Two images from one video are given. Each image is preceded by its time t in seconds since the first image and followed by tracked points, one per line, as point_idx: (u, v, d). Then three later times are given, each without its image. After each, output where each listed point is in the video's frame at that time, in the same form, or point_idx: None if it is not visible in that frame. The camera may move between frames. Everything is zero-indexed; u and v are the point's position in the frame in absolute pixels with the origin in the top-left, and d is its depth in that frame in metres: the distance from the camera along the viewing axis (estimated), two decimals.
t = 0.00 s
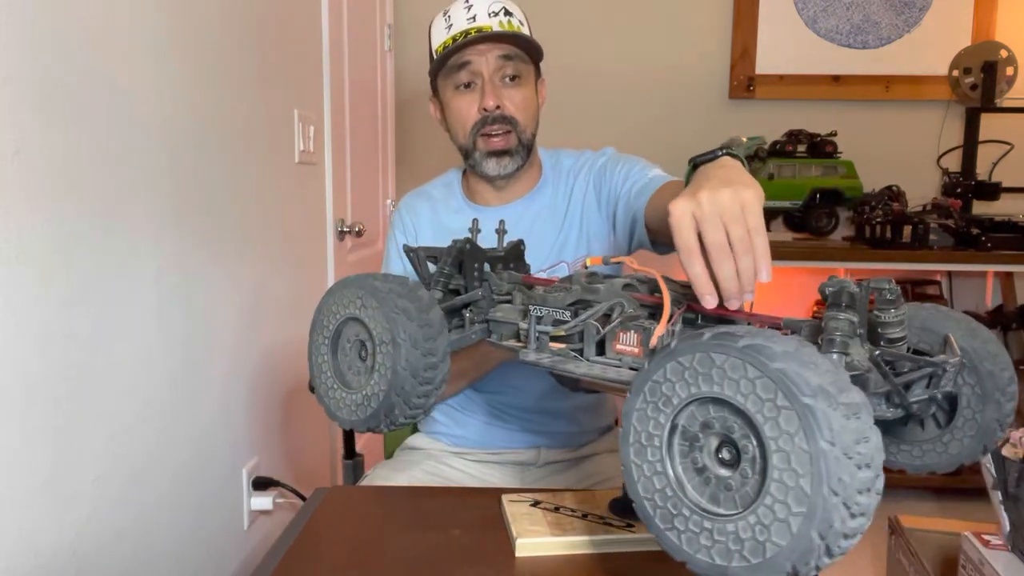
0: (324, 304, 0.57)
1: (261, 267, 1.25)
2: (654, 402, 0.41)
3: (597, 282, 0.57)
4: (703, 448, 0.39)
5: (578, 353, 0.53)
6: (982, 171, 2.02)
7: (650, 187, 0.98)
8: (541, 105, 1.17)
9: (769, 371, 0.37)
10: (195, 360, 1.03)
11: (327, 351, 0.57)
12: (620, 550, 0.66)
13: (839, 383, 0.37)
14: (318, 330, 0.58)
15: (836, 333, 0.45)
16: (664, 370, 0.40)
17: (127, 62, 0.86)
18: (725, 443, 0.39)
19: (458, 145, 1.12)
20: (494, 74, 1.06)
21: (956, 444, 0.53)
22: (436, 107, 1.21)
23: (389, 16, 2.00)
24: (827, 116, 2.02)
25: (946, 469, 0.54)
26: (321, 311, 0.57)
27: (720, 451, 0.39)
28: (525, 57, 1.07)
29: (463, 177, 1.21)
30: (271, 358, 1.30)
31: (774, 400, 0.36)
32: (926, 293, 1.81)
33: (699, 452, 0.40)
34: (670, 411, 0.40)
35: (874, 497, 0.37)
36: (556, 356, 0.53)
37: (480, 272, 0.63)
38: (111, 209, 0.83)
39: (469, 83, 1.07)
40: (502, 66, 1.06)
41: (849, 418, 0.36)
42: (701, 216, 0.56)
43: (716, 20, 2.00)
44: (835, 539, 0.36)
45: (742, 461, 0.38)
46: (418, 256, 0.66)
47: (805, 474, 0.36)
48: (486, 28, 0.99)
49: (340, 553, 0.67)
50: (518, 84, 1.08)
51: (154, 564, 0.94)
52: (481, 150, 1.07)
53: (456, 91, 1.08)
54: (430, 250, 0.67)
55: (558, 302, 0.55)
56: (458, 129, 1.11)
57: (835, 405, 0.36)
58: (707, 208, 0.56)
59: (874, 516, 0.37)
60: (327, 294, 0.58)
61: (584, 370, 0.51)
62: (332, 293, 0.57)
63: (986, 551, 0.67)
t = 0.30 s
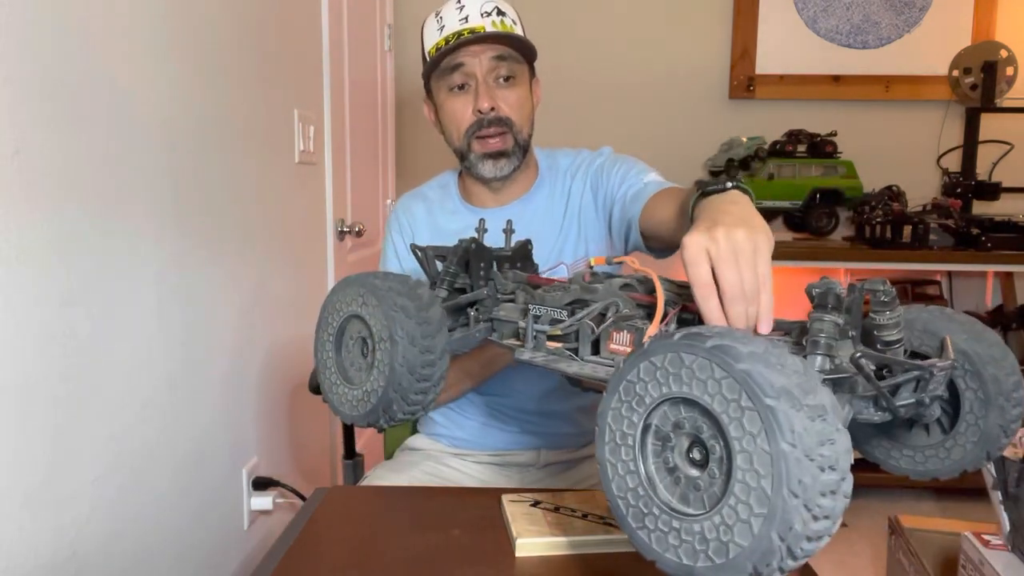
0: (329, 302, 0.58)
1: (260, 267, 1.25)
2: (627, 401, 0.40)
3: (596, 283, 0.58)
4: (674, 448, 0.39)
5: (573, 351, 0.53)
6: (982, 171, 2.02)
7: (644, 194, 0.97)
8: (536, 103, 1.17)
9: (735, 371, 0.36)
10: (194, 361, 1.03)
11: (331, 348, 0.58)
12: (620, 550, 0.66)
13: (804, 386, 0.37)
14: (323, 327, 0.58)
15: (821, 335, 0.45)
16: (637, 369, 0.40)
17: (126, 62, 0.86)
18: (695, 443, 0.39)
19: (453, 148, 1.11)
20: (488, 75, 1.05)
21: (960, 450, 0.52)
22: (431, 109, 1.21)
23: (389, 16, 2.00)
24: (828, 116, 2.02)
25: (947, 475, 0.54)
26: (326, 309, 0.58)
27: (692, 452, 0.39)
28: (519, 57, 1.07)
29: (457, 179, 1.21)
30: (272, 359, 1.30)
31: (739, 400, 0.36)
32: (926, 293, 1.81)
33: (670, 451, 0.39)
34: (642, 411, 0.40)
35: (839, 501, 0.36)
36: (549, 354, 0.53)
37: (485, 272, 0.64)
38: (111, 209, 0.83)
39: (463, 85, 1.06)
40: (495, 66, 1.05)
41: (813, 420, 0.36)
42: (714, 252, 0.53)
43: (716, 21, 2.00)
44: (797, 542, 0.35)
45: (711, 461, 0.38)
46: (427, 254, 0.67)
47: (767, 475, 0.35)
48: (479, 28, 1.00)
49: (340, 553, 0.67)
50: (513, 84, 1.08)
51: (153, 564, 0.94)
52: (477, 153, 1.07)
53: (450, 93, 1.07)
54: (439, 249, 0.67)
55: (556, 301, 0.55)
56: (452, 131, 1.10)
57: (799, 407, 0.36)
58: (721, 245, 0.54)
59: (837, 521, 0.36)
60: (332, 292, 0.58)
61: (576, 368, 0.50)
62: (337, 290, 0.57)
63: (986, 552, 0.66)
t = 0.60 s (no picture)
0: (330, 302, 0.58)
1: (260, 268, 1.25)
2: (623, 400, 0.41)
3: (597, 283, 0.58)
4: (670, 447, 0.40)
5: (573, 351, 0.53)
6: (982, 170, 2.01)
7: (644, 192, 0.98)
8: (532, 100, 1.17)
9: (729, 369, 0.37)
10: (194, 361, 1.03)
11: (331, 348, 0.58)
12: (620, 550, 0.66)
13: (799, 385, 0.37)
14: (323, 327, 0.58)
15: (819, 334, 0.45)
16: (633, 368, 0.40)
17: (126, 61, 0.86)
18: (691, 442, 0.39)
19: (450, 146, 1.10)
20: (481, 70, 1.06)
21: (960, 451, 0.52)
22: (426, 111, 1.22)
23: (389, 16, 2.00)
24: (828, 116, 2.02)
25: (947, 475, 0.54)
26: (326, 309, 0.58)
27: (687, 450, 0.39)
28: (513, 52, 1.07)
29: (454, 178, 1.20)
30: (272, 359, 1.30)
31: (732, 398, 0.36)
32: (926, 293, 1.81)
33: (665, 450, 0.40)
34: (638, 410, 0.40)
35: (833, 499, 0.36)
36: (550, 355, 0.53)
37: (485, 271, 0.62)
38: (112, 209, 0.83)
39: (457, 80, 1.07)
40: (488, 61, 1.06)
41: (806, 419, 0.36)
42: (702, 163, 0.57)
43: (716, 21, 2.00)
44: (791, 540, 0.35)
45: (706, 459, 0.38)
46: (428, 255, 0.67)
47: (760, 472, 0.35)
48: (468, 23, 1.02)
49: (340, 553, 0.67)
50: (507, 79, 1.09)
51: (152, 564, 0.94)
52: (473, 147, 1.06)
53: (444, 89, 1.08)
54: (441, 249, 0.68)
55: (556, 301, 0.55)
56: (450, 129, 1.10)
57: (792, 406, 0.36)
58: (709, 156, 0.57)
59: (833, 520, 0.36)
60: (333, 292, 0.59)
61: (572, 368, 0.51)
62: (337, 290, 0.58)
63: (986, 552, 0.66)
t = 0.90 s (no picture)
0: (327, 327, 0.60)
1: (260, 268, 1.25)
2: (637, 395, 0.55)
3: (608, 287, 0.59)
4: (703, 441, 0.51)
5: (610, 356, 0.54)
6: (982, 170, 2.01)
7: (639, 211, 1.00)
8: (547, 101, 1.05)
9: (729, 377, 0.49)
10: (193, 361, 1.02)
11: (328, 376, 0.60)
12: (620, 551, 0.66)
13: (808, 393, 0.44)
14: (321, 354, 0.60)
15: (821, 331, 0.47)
16: (637, 370, 0.53)
17: (125, 61, 0.86)
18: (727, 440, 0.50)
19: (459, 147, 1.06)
20: (477, 77, 1.01)
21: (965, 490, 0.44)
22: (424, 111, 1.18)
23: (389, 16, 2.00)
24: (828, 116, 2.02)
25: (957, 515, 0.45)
26: (323, 335, 0.60)
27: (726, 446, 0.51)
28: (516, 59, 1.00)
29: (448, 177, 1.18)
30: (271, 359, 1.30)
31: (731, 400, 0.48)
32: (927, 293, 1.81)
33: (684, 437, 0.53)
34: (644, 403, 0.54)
35: (836, 495, 0.44)
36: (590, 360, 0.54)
37: (485, 270, 0.65)
38: (111, 209, 0.83)
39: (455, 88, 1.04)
40: (484, 68, 1.00)
41: (802, 420, 0.44)
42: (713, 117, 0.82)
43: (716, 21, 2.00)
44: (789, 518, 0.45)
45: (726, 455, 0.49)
46: (434, 250, 0.68)
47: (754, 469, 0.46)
48: (467, 35, 0.99)
49: (340, 553, 0.67)
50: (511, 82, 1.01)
51: (151, 563, 0.93)
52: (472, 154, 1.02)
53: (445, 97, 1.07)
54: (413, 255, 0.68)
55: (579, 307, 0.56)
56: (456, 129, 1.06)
57: (788, 408, 0.44)
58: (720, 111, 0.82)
59: (834, 509, 0.44)
60: (327, 319, 0.60)
61: (637, 376, 0.52)
62: (336, 316, 0.60)
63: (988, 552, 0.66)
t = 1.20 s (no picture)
0: (321, 317, 0.56)
1: (261, 267, 1.25)
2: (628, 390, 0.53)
3: (605, 284, 0.58)
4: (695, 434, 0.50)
5: (597, 356, 0.53)
6: (982, 171, 2.01)
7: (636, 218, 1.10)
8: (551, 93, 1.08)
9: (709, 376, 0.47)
10: (194, 361, 1.03)
11: (321, 367, 0.56)
12: (618, 551, 0.66)
13: (764, 394, 0.42)
14: (314, 344, 0.56)
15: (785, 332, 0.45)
16: (622, 369, 0.52)
17: (126, 61, 0.86)
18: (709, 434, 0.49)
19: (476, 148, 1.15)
20: (480, 86, 1.07)
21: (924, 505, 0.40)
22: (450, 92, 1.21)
23: (389, 16, 2.00)
24: (828, 116, 2.02)
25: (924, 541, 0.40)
26: (316, 324, 0.56)
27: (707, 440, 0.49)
28: (518, 67, 1.04)
29: (455, 176, 1.22)
30: (272, 359, 1.31)
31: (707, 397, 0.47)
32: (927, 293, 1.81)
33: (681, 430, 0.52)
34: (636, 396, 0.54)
35: (792, 500, 0.42)
36: (575, 360, 0.53)
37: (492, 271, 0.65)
38: (112, 210, 0.83)
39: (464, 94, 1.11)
40: (485, 77, 1.06)
41: (756, 421, 0.43)
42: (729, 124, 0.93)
43: (716, 20, 2.00)
44: (744, 520, 0.44)
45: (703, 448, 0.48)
46: (438, 248, 0.63)
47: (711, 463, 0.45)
48: (467, 43, 1.04)
49: (338, 553, 0.67)
50: (512, 90, 1.06)
51: (152, 563, 0.94)
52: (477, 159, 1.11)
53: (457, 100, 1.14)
54: (402, 254, 0.66)
55: (568, 307, 0.56)
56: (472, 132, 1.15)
57: (743, 407, 0.43)
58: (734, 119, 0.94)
59: (789, 514, 0.42)
60: (321, 308, 0.56)
61: (619, 375, 0.51)
62: (328, 305, 0.56)
63: (987, 552, 0.66)
